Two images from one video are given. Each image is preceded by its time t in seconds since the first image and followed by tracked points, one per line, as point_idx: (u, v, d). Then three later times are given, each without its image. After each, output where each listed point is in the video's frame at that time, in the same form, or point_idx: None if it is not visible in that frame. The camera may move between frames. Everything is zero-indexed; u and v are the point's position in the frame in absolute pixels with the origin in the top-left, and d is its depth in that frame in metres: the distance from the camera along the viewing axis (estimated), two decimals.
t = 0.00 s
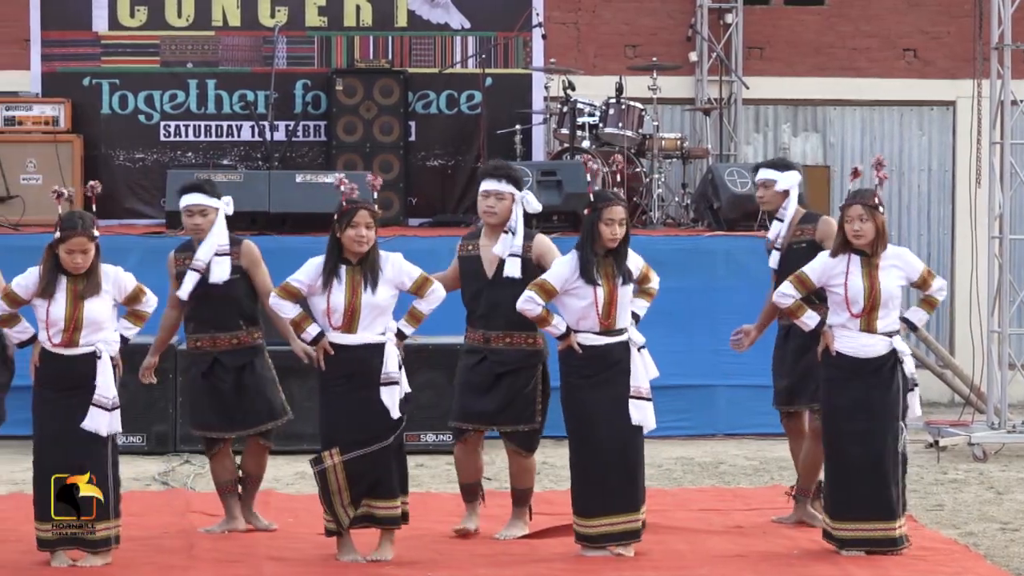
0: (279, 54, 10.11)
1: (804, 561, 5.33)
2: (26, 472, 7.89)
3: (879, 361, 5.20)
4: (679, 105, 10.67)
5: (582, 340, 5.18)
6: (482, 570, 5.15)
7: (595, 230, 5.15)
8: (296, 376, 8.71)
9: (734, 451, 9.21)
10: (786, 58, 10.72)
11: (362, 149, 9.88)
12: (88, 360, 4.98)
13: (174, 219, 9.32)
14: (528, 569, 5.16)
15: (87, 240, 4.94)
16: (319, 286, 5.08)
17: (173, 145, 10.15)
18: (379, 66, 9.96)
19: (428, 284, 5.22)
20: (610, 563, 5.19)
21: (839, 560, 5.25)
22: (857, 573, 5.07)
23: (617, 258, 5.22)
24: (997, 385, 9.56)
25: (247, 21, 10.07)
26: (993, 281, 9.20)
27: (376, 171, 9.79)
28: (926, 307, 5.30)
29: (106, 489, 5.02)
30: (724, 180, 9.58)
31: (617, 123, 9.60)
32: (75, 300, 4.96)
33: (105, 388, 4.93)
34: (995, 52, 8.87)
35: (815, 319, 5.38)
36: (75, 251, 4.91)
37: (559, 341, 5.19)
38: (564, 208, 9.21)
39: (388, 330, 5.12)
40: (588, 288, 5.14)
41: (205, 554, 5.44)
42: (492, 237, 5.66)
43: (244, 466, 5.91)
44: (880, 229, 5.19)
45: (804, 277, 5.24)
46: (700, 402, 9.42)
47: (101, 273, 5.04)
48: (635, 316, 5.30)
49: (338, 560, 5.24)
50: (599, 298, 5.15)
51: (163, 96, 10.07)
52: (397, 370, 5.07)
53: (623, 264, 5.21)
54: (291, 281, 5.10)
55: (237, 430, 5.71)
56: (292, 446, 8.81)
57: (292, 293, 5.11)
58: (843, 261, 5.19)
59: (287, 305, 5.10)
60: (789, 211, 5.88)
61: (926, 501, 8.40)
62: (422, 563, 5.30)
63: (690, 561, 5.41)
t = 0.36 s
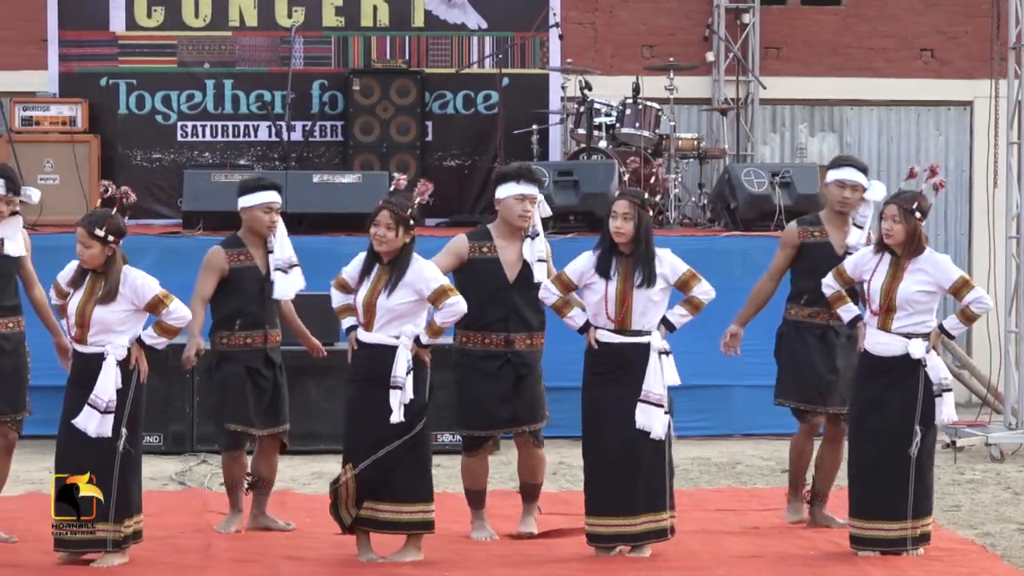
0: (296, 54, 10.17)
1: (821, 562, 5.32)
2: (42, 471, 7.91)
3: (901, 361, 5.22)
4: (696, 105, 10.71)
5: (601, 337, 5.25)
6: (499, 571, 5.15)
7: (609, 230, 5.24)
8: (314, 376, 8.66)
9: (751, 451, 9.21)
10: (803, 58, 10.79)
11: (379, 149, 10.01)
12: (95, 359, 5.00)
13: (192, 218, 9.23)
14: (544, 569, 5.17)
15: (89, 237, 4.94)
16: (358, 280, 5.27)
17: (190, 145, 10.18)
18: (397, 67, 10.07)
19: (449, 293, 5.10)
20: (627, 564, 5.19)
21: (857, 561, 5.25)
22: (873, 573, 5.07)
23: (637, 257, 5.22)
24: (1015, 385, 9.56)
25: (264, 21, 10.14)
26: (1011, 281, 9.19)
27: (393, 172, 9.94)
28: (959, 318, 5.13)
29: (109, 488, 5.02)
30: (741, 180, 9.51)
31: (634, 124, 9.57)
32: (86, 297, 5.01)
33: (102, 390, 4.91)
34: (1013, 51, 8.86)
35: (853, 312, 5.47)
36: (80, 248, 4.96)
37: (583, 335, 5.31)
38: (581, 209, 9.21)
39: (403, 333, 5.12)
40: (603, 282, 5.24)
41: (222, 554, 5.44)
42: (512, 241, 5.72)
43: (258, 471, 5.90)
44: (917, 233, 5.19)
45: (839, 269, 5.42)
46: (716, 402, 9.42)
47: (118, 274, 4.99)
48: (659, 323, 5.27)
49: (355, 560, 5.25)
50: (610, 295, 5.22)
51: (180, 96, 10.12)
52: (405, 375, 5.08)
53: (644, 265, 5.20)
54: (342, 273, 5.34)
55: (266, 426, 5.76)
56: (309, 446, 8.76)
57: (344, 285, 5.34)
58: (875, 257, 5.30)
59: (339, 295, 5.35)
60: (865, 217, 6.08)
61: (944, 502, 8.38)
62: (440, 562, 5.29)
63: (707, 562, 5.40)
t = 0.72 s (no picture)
0: (307, 55, 10.24)
1: (831, 563, 5.30)
2: (52, 470, 7.91)
3: (912, 361, 5.24)
4: (706, 105, 10.79)
5: (616, 333, 5.29)
6: (509, 571, 5.13)
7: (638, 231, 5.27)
8: (325, 376, 8.61)
9: (762, 452, 9.21)
10: (815, 58, 10.84)
11: (390, 149, 10.05)
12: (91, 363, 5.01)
13: (203, 218, 9.15)
14: (555, 569, 5.15)
15: (94, 237, 4.97)
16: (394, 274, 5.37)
17: (201, 145, 10.28)
18: (408, 67, 10.13)
19: (440, 300, 5.02)
20: (638, 564, 5.17)
21: (869, 562, 5.23)
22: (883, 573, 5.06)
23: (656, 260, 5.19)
24: None
25: (275, 21, 10.21)
26: None
27: (403, 172, 9.99)
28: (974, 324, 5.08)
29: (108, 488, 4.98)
30: (752, 180, 9.52)
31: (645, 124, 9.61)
32: (90, 297, 5.07)
33: (90, 390, 4.91)
34: None
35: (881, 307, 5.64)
36: (86, 246, 5.01)
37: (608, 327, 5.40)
38: (592, 209, 9.20)
39: (408, 334, 5.12)
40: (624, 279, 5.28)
41: (233, 554, 5.44)
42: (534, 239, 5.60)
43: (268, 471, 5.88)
44: (942, 239, 5.18)
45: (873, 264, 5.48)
46: (727, 402, 9.41)
47: (117, 276, 4.99)
48: (671, 329, 5.18)
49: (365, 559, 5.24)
50: (626, 292, 5.24)
51: (191, 96, 10.20)
52: (404, 376, 5.05)
53: (664, 269, 5.15)
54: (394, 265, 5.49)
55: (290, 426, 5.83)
56: (320, 447, 8.71)
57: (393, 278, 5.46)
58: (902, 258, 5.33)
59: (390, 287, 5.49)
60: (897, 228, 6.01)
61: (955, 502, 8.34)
62: (450, 562, 5.27)
63: (719, 563, 5.38)
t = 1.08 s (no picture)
0: (321, 55, 10.27)
1: (844, 563, 5.27)
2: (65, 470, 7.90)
3: (921, 366, 5.26)
4: (720, 106, 10.83)
5: (633, 342, 5.32)
6: (523, 571, 5.10)
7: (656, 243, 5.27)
8: (339, 376, 8.60)
9: (776, 452, 9.21)
10: (829, 58, 10.92)
11: (404, 148, 10.10)
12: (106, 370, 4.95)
13: (218, 218, 9.13)
14: (570, 569, 5.13)
15: (112, 246, 4.91)
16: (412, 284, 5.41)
17: (216, 145, 10.30)
18: (422, 67, 10.17)
19: (443, 319, 4.99)
20: (652, 564, 5.15)
21: (884, 561, 5.21)
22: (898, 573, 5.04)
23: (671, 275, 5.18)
24: None
25: (289, 21, 10.24)
26: None
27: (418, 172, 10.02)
28: (981, 334, 5.07)
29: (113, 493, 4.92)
30: (767, 179, 9.55)
31: (660, 124, 9.64)
32: (108, 304, 5.00)
33: (106, 394, 4.83)
34: None
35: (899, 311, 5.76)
36: (106, 253, 4.95)
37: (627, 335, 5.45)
38: (605, 209, 9.16)
39: (417, 346, 5.11)
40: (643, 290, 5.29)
41: (248, 554, 5.42)
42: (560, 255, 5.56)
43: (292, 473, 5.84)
44: (961, 251, 5.16)
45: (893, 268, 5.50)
46: (742, 403, 9.39)
47: (133, 285, 4.92)
48: (684, 341, 5.18)
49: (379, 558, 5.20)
50: (642, 303, 5.25)
51: (205, 96, 10.23)
52: (411, 388, 5.06)
53: (678, 283, 5.14)
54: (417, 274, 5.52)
55: (312, 432, 5.81)
56: (334, 447, 8.69)
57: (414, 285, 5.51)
58: (921, 269, 5.34)
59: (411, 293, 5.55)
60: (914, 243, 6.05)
61: (970, 502, 8.31)
62: (463, 562, 5.24)
63: (734, 563, 5.36)
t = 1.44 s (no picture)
0: (336, 55, 10.30)
1: (858, 563, 5.26)
2: (77, 470, 7.90)
3: (934, 376, 5.22)
4: (734, 106, 10.83)
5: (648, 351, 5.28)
6: (537, 571, 5.10)
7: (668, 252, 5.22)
8: (352, 377, 8.60)
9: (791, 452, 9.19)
10: (843, 59, 10.98)
11: (419, 149, 10.13)
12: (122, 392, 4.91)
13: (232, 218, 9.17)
14: (583, 569, 5.13)
15: (129, 270, 4.86)
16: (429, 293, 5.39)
17: (230, 145, 10.32)
18: (437, 67, 10.20)
19: (458, 331, 4.96)
20: (665, 565, 5.14)
21: (895, 562, 5.20)
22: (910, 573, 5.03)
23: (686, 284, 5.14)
24: None
25: (304, 21, 10.27)
26: None
27: (432, 172, 10.06)
28: (993, 347, 5.01)
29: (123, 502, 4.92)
30: (781, 180, 9.54)
31: (674, 124, 9.63)
32: (124, 327, 4.98)
33: (127, 415, 4.80)
34: None
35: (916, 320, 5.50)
36: (122, 276, 4.91)
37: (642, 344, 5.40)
38: (620, 209, 9.14)
39: (431, 355, 5.06)
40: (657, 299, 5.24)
41: (262, 554, 5.42)
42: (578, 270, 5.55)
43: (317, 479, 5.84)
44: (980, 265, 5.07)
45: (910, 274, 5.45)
46: (758, 402, 9.38)
47: (150, 308, 4.89)
48: (699, 350, 5.15)
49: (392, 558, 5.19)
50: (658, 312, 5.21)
51: (220, 97, 10.24)
52: (423, 396, 5.01)
53: (693, 293, 5.11)
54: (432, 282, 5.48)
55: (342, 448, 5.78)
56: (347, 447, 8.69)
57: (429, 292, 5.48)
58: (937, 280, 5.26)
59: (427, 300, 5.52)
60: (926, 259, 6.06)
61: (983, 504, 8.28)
62: (477, 562, 5.23)
63: (747, 564, 5.34)
